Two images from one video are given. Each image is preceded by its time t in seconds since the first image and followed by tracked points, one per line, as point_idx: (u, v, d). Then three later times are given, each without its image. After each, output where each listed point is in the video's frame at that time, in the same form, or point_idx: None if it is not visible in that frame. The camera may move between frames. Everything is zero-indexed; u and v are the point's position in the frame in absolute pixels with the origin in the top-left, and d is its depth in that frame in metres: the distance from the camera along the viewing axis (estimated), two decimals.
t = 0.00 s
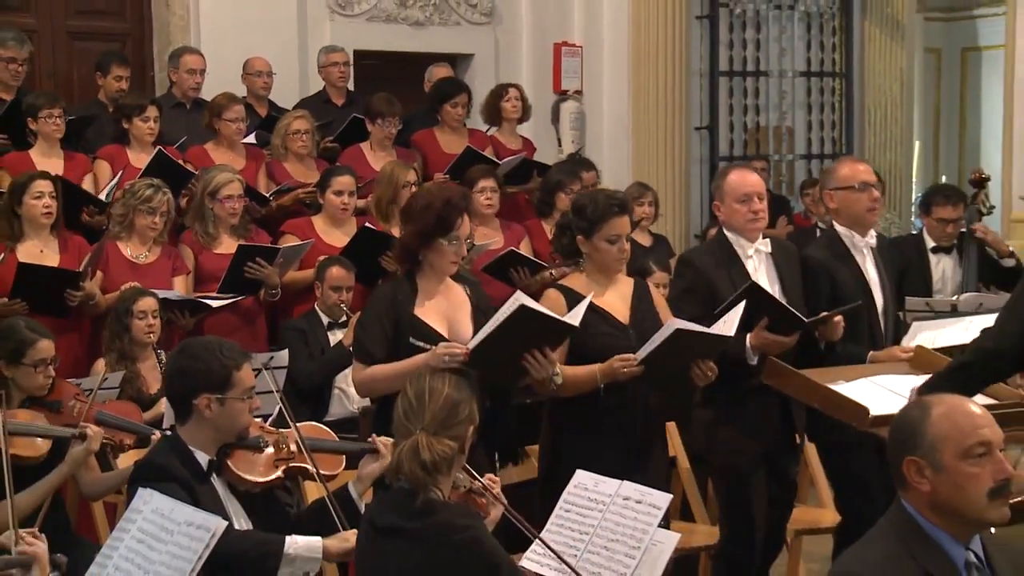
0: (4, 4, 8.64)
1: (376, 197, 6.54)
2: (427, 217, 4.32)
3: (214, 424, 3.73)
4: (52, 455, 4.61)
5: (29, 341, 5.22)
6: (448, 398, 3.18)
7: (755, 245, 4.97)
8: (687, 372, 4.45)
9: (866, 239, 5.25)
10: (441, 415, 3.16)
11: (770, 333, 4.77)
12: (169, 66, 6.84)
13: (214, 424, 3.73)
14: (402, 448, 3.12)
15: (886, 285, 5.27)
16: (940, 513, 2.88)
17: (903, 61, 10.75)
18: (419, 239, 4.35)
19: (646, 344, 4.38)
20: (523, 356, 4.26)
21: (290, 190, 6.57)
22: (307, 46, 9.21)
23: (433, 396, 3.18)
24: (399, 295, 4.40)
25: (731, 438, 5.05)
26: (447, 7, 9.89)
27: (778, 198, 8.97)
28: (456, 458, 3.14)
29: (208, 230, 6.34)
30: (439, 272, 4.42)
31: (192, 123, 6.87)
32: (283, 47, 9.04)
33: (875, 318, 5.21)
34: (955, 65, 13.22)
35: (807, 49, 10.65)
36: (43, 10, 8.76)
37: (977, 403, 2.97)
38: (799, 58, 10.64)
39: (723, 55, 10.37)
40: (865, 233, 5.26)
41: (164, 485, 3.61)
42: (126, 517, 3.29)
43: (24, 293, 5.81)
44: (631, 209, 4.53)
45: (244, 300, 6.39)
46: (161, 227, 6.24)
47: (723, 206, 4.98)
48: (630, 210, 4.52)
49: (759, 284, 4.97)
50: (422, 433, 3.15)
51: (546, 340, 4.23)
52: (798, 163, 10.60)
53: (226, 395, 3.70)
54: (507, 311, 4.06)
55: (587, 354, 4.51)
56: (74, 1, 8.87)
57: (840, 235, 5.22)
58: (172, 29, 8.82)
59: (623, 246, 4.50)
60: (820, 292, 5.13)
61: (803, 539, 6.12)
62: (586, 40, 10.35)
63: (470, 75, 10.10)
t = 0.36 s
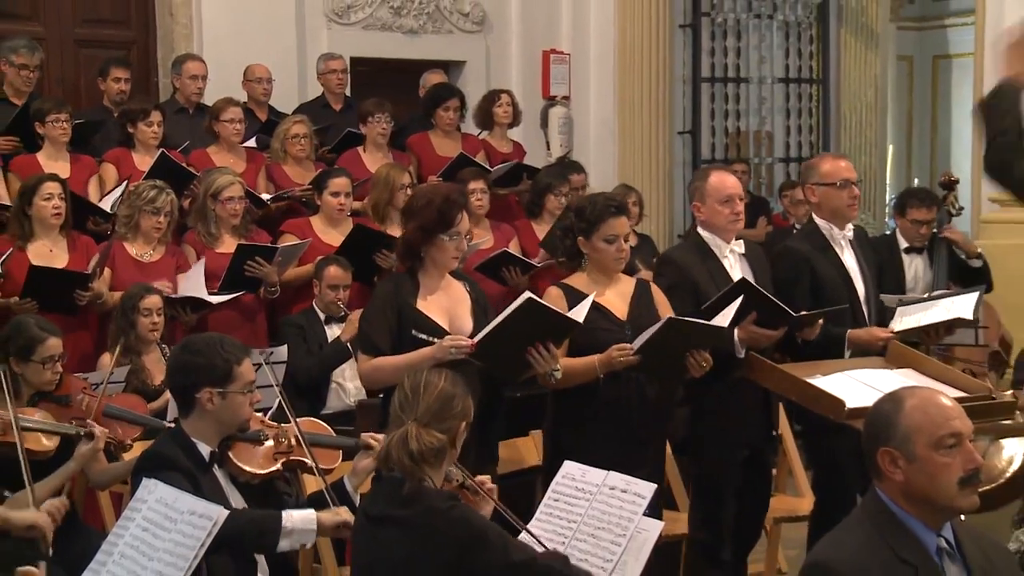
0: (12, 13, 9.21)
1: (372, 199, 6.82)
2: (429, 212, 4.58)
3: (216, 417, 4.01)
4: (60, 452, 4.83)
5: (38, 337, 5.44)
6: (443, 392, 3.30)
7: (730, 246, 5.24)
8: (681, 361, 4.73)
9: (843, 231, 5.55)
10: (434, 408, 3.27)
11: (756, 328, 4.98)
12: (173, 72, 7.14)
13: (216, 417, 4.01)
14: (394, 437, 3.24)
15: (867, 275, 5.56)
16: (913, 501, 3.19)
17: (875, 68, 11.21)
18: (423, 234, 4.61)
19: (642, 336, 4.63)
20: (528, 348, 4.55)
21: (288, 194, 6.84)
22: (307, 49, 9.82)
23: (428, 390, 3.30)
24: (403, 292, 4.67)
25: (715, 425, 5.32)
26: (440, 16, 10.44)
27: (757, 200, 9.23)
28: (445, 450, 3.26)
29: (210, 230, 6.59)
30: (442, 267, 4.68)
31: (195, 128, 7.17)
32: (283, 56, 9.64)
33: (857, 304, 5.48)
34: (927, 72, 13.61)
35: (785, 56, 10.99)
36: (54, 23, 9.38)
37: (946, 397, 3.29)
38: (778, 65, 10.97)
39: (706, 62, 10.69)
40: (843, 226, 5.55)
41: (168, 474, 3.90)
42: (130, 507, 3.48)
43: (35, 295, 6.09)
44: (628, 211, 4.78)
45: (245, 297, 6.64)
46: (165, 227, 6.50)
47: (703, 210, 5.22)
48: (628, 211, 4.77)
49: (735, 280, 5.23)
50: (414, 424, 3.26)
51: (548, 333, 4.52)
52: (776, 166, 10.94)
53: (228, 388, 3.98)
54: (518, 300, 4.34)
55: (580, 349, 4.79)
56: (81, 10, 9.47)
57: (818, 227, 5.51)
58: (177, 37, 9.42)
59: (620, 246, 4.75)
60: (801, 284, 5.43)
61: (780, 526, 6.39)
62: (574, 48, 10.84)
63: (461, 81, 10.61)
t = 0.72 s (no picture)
0: (22, 20, 9.58)
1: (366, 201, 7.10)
2: (432, 208, 4.84)
3: (219, 412, 4.07)
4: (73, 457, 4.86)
5: (44, 333, 5.54)
6: (458, 392, 3.47)
7: (709, 248, 5.43)
8: (673, 363, 4.94)
9: (849, 230, 5.77)
10: (446, 406, 3.45)
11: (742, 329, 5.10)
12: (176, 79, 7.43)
13: (219, 412, 4.07)
14: (403, 429, 3.44)
15: (870, 271, 5.80)
16: (890, 491, 3.20)
17: (858, 74, 11.38)
18: (430, 230, 4.86)
19: (635, 339, 4.83)
20: (540, 338, 4.76)
21: (284, 189, 7.07)
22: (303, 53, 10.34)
23: (444, 387, 3.47)
24: (417, 287, 4.90)
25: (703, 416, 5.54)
26: (434, 24, 11.07)
27: (738, 203, 9.47)
28: (452, 446, 3.45)
29: (213, 230, 6.83)
30: (453, 260, 4.91)
31: (198, 132, 7.47)
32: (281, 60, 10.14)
33: (859, 299, 5.71)
34: (903, 80, 13.89)
35: (767, 61, 11.18)
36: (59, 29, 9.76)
37: (920, 391, 3.30)
38: (759, 71, 11.20)
39: (691, 68, 11.09)
40: (849, 224, 5.76)
41: (173, 463, 3.99)
42: (135, 497, 3.53)
43: (44, 293, 6.31)
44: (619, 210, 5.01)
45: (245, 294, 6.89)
46: (168, 227, 6.73)
47: (684, 213, 5.36)
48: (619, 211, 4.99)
49: (712, 280, 5.44)
50: (425, 419, 3.45)
51: (556, 323, 4.71)
52: (758, 169, 11.21)
53: (231, 386, 4.03)
54: (526, 297, 4.50)
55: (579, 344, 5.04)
56: (87, 18, 9.88)
57: (824, 227, 5.74)
58: (179, 44, 9.90)
59: (612, 243, 4.98)
60: (801, 277, 5.67)
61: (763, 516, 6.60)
62: (564, 53, 11.43)
63: (456, 87, 11.26)
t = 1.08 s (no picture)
0: (32, 29, 9.92)
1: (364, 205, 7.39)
2: (436, 208, 5.07)
3: (221, 406, 4.14)
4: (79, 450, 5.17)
5: (58, 331, 5.73)
6: (453, 389, 3.58)
7: (697, 249, 5.60)
8: (666, 356, 5.16)
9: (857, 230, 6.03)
10: (443, 404, 3.55)
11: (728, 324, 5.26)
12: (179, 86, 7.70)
13: (220, 406, 4.14)
14: (403, 429, 3.51)
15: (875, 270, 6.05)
16: (868, 483, 3.21)
17: (832, 80, 12.02)
18: (437, 228, 5.10)
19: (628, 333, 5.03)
20: (546, 333, 4.92)
21: (282, 191, 7.36)
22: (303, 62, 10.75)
23: (440, 386, 3.58)
24: (426, 286, 5.13)
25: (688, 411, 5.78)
26: (428, 33, 11.50)
27: (723, 204, 9.73)
28: (450, 443, 3.53)
29: (216, 232, 7.11)
30: (460, 258, 5.15)
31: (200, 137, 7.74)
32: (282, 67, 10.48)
33: (863, 297, 5.99)
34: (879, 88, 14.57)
35: (749, 71, 11.80)
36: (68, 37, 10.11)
37: (897, 387, 3.33)
38: (742, 79, 11.79)
39: (677, 77, 11.48)
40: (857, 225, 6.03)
41: (175, 455, 4.05)
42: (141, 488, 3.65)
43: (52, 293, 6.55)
44: (603, 210, 5.25)
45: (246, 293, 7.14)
46: (169, 228, 6.99)
47: (673, 214, 5.53)
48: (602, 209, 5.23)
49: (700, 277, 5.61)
50: (423, 418, 3.54)
51: (559, 318, 4.87)
52: (741, 173, 11.76)
53: (232, 381, 4.09)
54: (528, 294, 4.69)
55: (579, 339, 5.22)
56: (94, 26, 10.21)
57: (833, 225, 6.02)
58: (183, 51, 10.26)
59: (597, 242, 5.22)
60: (806, 274, 5.99)
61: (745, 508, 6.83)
62: (554, 63, 11.74)
63: (449, 94, 11.69)
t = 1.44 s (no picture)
0: (37, 36, 10.38)
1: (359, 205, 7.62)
2: (431, 211, 5.28)
3: (222, 403, 4.24)
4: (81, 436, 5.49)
5: (61, 324, 6.03)
6: (445, 382, 3.64)
7: (684, 250, 5.87)
8: (649, 354, 5.39)
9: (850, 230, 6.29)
10: (433, 395, 3.62)
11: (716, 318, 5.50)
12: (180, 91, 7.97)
13: (222, 402, 4.24)
14: (388, 418, 3.62)
15: (864, 270, 6.30)
16: (847, 473, 3.38)
17: (809, 87, 12.80)
18: (430, 229, 5.31)
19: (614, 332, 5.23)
20: (534, 328, 5.19)
21: (279, 193, 7.62)
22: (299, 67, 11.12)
23: (432, 379, 3.66)
24: (414, 284, 5.34)
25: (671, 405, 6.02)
26: (420, 39, 11.85)
27: (706, 207, 10.00)
28: (436, 435, 3.62)
29: (216, 232, 7.37)
30: (449, 261, 5.38)
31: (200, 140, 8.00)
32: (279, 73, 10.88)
33: (849, 295, 6.26)
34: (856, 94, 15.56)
35: (730, 77, 12.45)
36: (71, 43, 10.59)
37: (872, 381, 3.51)
38: (723, 85, 12.42)
39: (658, 81, 12.05)
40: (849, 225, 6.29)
41: (178, 449, 4.16)
42: (143, 480, 3.81)
43: (56, 288, 6.80)
44: (585, 211, 5.48)
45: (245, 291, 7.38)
46: (168, 226, 7.24)
47: (660, 216, 5.78)
48: (584, 211, 5.46)
49: (686, 274, 5.86)
50: (411, 409, 3.63)
51: (547, 315, 5.10)
52: (722, 175, 12.30)
53: (234, 379, 4.19)
54: (518, 294, 4.93)
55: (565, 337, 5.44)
56: (95, 33, 10.69)
57: (824, 222, 6.28)
58: (182, 58, 10.68)
59: (580, 241, 5.46)
60: (797, 272, 6.26)
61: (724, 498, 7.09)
62: (541, 66, 12.08)
63: (439, 99, 12.04)
